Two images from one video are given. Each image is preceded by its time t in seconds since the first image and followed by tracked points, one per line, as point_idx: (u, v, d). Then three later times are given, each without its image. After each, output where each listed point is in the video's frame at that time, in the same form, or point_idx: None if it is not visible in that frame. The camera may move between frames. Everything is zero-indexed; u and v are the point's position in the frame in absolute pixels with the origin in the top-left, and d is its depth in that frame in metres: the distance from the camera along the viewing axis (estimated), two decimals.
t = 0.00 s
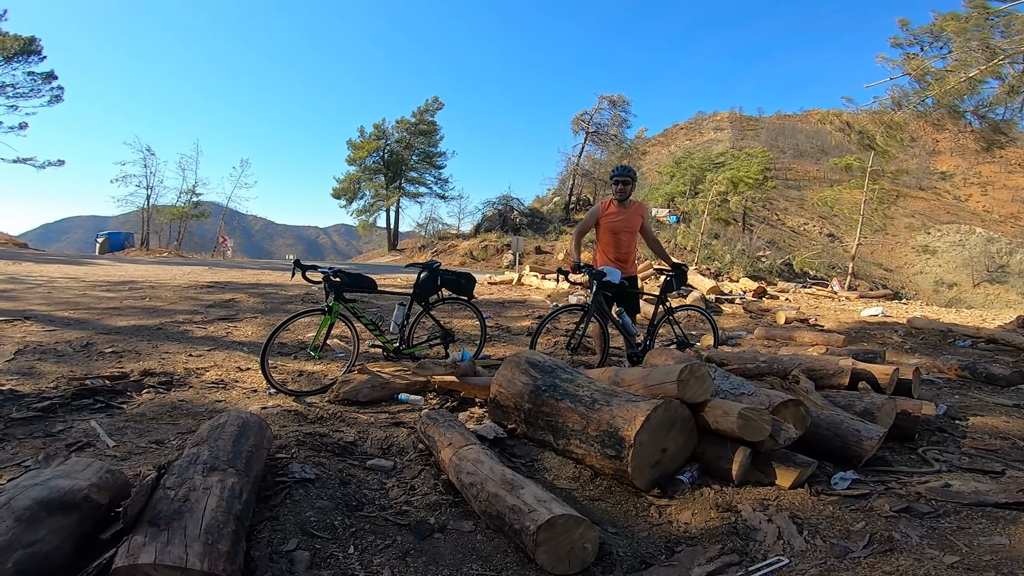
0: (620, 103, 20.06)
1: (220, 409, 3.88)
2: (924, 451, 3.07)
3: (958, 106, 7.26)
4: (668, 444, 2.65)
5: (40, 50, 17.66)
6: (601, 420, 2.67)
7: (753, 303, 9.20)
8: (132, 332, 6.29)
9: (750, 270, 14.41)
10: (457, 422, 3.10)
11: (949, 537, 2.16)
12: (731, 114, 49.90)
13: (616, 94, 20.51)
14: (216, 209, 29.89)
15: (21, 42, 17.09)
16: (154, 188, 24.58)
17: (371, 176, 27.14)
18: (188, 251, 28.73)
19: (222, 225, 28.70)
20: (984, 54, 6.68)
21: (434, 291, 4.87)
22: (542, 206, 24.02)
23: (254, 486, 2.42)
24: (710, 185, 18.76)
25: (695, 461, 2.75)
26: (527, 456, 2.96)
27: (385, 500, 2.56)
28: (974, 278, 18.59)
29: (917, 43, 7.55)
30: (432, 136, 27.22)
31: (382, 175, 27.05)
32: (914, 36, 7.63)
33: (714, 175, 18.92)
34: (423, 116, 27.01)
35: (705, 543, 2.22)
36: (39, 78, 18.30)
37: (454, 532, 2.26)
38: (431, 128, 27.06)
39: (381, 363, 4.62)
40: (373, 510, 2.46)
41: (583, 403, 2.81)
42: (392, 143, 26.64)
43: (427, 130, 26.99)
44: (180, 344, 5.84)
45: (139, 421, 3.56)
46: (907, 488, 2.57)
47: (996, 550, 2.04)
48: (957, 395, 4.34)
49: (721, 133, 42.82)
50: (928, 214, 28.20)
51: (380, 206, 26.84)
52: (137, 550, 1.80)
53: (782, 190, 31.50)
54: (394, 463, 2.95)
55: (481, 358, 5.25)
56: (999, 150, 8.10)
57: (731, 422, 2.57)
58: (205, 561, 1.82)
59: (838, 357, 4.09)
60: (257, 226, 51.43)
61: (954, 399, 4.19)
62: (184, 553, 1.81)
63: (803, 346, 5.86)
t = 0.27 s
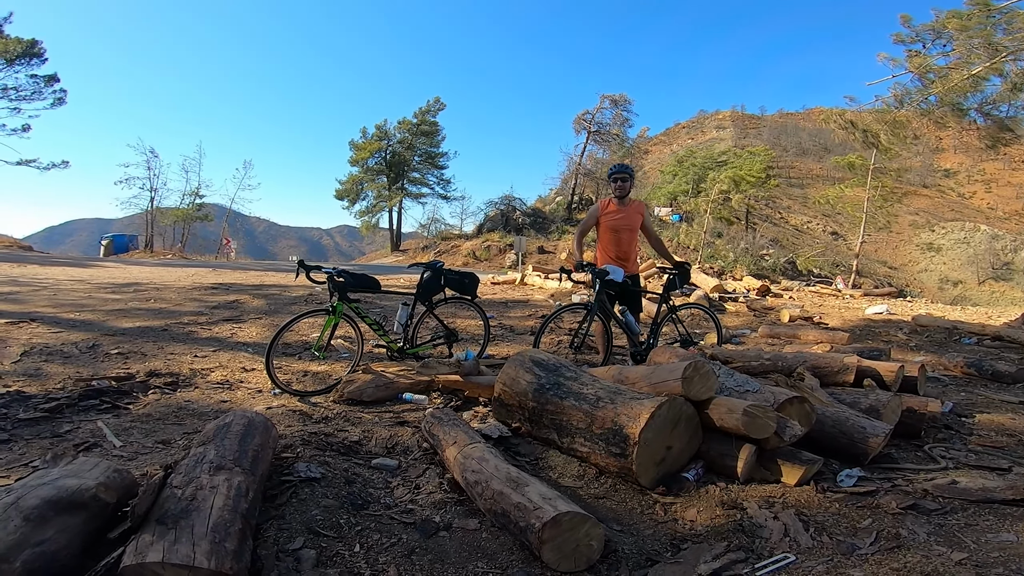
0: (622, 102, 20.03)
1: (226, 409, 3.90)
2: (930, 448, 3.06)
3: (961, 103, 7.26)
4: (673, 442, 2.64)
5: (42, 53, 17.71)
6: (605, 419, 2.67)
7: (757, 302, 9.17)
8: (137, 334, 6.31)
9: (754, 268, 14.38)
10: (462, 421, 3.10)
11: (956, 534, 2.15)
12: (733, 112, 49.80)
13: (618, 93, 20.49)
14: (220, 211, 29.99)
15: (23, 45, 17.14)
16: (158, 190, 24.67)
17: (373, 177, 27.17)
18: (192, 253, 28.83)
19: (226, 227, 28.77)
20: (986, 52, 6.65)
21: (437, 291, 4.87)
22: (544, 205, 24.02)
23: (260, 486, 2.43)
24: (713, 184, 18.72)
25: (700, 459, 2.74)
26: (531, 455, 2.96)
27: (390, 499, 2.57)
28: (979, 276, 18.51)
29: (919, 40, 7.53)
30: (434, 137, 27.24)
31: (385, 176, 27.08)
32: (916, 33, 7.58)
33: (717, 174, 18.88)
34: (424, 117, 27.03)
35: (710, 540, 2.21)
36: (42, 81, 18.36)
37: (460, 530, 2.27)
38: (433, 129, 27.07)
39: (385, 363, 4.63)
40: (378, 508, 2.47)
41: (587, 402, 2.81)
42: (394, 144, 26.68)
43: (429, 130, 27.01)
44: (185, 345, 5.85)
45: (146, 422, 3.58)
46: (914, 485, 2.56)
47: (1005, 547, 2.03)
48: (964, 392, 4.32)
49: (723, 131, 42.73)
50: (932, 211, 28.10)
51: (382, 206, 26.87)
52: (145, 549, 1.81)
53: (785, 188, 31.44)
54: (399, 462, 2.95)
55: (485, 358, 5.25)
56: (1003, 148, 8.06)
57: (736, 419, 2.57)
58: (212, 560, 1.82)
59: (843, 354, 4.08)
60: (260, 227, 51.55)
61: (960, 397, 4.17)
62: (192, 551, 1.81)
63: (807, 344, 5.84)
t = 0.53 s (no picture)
0: (624, 100, 19.99)
1: (230, 409, 3.90)
2: (937, 446, 3.04)
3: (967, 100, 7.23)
4: (678, 440, 2.63)
5: (44, 55, 17.79)
6: (609, 416, 2.66)
7: (761, 299, 9.14)
8: (141, 334, 6.33)
9: (758, 266, 14.33)
10: (465, 420, 3.09)
11: (965, 532, 2.13)
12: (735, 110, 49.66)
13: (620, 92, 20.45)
14: (223, 211, 30.07)
15: (25, 47, 17.23)
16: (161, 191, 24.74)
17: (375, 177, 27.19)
18: (196, 253, 28.90)
19: (229, 227, 28.84)
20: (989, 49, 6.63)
21: (441, 290, 4.86)
22: (547, 204, 24.00)
23: (263, 485, 2.43)
24: (716, 181, 18.68)
25: (705, 457, 2.73)
26: (535, 454, 2.95)
27: (393, 498, 2.56)
28: (985, 273, 18.40)
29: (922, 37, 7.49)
30: (436, 136, 27.23)
31: (387, 176, 27.09)
32: (918, 29, 7.54)
33: (720, 171, 18.83)
34: (426, 117, 27.04)
35: (716, 538, 2.20)
36: (44, 82, 18.42)
37: (463, 529, 2.26)
38: (435, 128, 27.07)
39: (388, 362, 4.63)
40: (382, 507, 2.46)
41: (591, 399, 2.79)
42: (397, 144, 26.68)
43: (431, 130, 27.01)
44: (189, 345, 5.87)
45: (150, 421, 3.58)
46: (921, 483, 2.54)
47: (1014, 545, 2.01)
48: (970, 389, 4.30)
49: (725, 129, 42.62)
50: (936, 208, 27.98)
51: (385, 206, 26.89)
52: (149, 548, 1.80)
53: (788, 185, 31.35)
54: (403, 461, 2.95)
55: (489, 356, 5.24)
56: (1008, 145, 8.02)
57: (741, 417, 2.55)
58: (215, 559, 1.82)
59: (848, 352, 4.06)
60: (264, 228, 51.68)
61: (967, 394, 4.14)
62: (195, 551, 1.81)
63: (812, 342, 5.81)
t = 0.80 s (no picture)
0: (624, 99, 19.95)
1: (231, 413, 3.91)
2: (940, 448, 3.03)
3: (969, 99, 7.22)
4: (678, 444, 2.62)
5: (44, 57, 17.81)
6: (609, 421, 2.65)
7: (763, 298, 9.12)
8: (143, 337, 6.33)
9: (760, 264, 14.30)
10: (465, 424, 3.09)
11: (966, 537, 2.12)
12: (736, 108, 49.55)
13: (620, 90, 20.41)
14: (224, 212, 30.09)
15: (25, 49, 17.25)
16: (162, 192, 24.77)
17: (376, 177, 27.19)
18: (198, 254, 28.93)
19: (230, 228, 28.87)
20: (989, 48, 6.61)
21: (441, 292, 4.85)
22: (548, 203, 23.98)
23: (263, 491, 2.43)
24: (718, 180, 18.65)
25: (705, 461, 2.72)
26: (535, 458, 2.95)
27: (393, 504, 2.56)
28: (988, 270, 18.33)
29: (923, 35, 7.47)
30: (436, 135, 27.20)
31: (388, 176, 27.09)
32: (920, 27, 7.53)
33: (721, 170, 18.80)
34: (427, 116, 27.03)
35: (715, 544, 2.20)
36: (45, 84, 18.43)
37: (463, 535, 2.26)
38: (435, 127, 27.04)
39: (389, 365, 4.62)
40: (382, 513, 2.46)
41: (591, 404, 2.79)
42: (397, 144, 26.67)
43: (432, 129, 26.98)
44: (191, 348, 5.87)
45: (151, 426, 3.58)
46: (923, 487, 2.53)
47: (1015, 549, 2.00)
48: (973, 390, 4.28)
49: (726, 127, 42.53)
50: (939, 205, 27.91)
51: (386, 206, 26.89)
52: (149, 556, 1.80)
53: (789, 183, 31.30)
54: (403, 466, 2.95)
55: (489, 358, 5.24)
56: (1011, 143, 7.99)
57: (741, 422, 2.54)
58: (215, 567, 1.81)
59: (850, 353, 4.04)
60: (266, 228, 51.71)
61: (970, 395, 4.12)
62: (194, 560, 1.81)
63: (814, 342, 5.80)
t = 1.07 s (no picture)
0: (622, 100, 19.97)
1: (232, 418, 3.89)
2: (943, 446, 3.01)
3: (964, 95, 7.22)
4: (678, 445, 2.61)
5: (42, 63, 17.84)
6: (609, 422, 2.64)
7: (763, 297, 9.11)
8: (144, 343, 6.33)
9: (760, 263, 14.28)
10: (465, 427, 3.08)
11: (971, 535, 2.10)
12: (734, 108, 49.61)
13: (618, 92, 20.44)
14: (224, 218, 30.12)
15: (22, 55, 17.27)
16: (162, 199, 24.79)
17: (375, 181, 27.22)
18: (198, 260, 28.95)
19: (230, 234, 28.89)
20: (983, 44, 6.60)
21: (440, 295, 4.85)
22: (547, 206, 23.99)
23: (263, 496, 2.41)
24: (716, 180, 18.66)
25: (706, 461, 2.71)
26: (536, 460, 2.93)
27: (394, 507, 2.54)
28: (988, 266, 18.30)
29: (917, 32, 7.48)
30: (435, 139, 27.23)
31: (387, 179, 27.12)
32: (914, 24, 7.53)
33: (720, 170, 18.80)
34: (425, 120, 27.07)
35: (718, 545, 2.18)
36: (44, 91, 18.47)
37: (463, 538, 2.24)
38: (434, 131, 27.07)
39: (389, 368, 4.61)
40: (382, 517, 2.45)
41: (590, 405, 2.78)
42: (396, 147, 26.72)
43: (430, 133, 27.01)
44: (191, 354, 5.86)
45: (151, 431, 3.57)
46: (927, 485, 2.51)
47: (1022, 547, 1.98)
48: (975, 387, 4.27)
49: (725, 127, 42.57)
50: (938, 203, 27.90)
51: (386, 210, 26.91)
52: (147, 561, 1.79)
53: (788, 182, 31.29)
54: (403, 469, 2.93)
55: (490, 361, 5.23)
56: (1008, 139, 8.00)
57: (742, 421, 2.53)
58: (214, 572, 1.80)
59: (851, 351, 4.03)
60: (266, 233, 51.74)
61: (972, 392, 4.11)
62: (193, 565, 1.79)
63: (815, 340, 5.78)
